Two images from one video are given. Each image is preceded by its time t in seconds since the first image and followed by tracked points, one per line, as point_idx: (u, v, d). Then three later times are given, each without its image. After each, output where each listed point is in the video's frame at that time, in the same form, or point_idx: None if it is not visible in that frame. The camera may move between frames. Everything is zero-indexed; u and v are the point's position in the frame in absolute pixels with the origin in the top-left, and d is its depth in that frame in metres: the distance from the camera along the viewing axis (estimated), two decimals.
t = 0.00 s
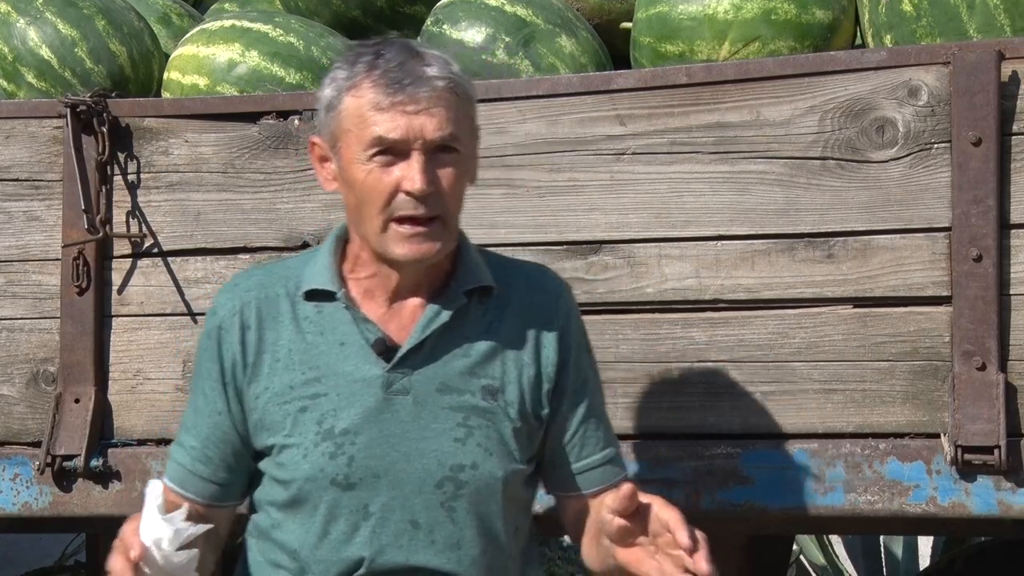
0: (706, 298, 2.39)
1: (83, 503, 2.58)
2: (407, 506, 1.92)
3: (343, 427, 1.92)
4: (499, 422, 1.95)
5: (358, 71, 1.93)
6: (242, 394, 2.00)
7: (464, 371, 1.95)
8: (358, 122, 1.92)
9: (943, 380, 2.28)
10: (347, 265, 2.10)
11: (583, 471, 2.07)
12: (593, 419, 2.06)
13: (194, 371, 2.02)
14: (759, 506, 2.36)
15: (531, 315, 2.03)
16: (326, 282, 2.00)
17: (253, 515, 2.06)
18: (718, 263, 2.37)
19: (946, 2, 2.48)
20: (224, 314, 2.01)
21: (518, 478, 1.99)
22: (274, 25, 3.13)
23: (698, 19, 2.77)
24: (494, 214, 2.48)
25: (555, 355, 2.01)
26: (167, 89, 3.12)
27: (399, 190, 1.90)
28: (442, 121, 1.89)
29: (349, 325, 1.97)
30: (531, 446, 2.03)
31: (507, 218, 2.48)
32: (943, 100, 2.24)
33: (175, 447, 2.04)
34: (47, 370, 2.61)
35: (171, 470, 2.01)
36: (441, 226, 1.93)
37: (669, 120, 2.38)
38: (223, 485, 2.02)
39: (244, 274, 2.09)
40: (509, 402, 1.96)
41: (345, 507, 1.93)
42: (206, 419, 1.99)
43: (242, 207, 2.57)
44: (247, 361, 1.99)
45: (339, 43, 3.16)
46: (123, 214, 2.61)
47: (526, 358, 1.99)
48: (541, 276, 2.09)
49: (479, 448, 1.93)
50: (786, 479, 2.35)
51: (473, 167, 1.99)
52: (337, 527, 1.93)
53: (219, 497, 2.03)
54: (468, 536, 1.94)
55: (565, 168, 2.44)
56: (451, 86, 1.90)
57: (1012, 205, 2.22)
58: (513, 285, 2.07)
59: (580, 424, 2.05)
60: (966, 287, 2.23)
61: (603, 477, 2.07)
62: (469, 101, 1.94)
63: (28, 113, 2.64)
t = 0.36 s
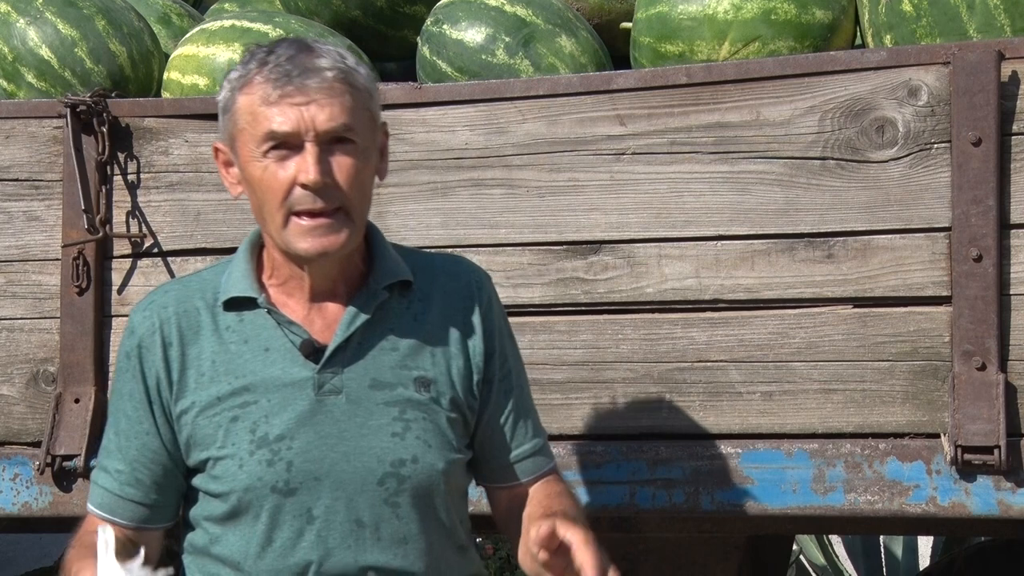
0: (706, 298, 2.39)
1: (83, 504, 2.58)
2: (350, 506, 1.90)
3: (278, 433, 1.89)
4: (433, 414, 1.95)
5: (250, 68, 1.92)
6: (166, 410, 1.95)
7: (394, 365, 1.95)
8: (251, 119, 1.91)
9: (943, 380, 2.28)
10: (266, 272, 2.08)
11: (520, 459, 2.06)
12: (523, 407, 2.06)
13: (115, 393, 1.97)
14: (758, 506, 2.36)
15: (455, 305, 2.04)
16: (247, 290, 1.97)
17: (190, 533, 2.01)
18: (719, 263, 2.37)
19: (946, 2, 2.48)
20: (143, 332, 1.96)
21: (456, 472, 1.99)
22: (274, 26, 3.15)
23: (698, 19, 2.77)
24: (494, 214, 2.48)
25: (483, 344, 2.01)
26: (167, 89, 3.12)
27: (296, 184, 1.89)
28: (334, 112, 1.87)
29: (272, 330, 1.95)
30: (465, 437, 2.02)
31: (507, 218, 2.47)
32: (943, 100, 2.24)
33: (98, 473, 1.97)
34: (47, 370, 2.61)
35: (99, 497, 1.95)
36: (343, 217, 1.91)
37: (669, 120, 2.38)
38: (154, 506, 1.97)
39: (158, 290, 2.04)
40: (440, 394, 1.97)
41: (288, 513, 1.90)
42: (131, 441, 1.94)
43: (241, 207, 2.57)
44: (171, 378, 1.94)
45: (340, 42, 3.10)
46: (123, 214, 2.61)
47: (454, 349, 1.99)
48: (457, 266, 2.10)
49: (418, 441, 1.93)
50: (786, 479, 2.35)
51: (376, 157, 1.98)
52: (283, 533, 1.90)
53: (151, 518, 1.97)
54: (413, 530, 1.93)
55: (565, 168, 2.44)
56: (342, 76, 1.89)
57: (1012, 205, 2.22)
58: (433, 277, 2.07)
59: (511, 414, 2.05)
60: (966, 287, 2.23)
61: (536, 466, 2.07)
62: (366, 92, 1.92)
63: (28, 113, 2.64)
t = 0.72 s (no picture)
0: (706, 298, 2.39)
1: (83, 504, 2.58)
2: (353, 494, 1.90)
3: (278, 422, 1.92)
4: (436, 401, 1.95)
5: (237, 70, 2.00)
6: (172, 405, 2.00)
7: (395, 353, 1.96)
8: (243, 119, 1.98)
9: (943, 380, 2.28)
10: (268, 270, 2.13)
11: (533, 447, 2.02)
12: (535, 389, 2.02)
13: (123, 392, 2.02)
14: (758, 506, 2.36)
15: (458, 294, 2.04)
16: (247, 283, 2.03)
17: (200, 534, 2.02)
18: (719, 263, 2.38)
19: (946, 2, 2.48)
20: (148, 329, 2.02)
21: (464, 460, 1.97)
22: (274, 26, 3.16)
23: (698, 19, 2.77)
24: (494, 214, 2.48)
25: (485, 329, 2.01)
26: (167, 89, 3.12)
27: (293, 178, 1.95)
28: (322, 103, 1.94)
29: (273, 322, 1.99)
30: (475, 427, 2.02)
31: (507, 218, 2.47)
32: (943, 100, 2.24)
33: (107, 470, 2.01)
34: (47, 370, 2.60)
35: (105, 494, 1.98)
36: (341, 208, 1.96)
37: (669, 120, 2.38)
38: (162, 502, 1.99)
39: (167, 289, 2.10)
40: (443, 380, 1.96)
41: (291, 502, 1.91)
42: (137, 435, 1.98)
43: (241, 207, 2.57)
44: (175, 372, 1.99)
45: (340, 42, 3.09)
46: (123, 214, 2.61)
47: (455, 335, 2.00)
48: (461, 257, 2.10)
49: (420, 427, 1.93)
50: (786, 479, 2.35)
51: (368, 149, 2.04)
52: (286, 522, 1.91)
53: (157, 515, 1.99)
54: (418, 518, 1.92)
55: (565, 167, 2.44)
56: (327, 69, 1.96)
57: (1012, 205, 2.22)
58: (438, 268, 2.07)
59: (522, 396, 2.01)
60: (966, 287, 2.23)
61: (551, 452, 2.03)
62: (351, 83, 1.99)
63: (28, 113, 2.64)
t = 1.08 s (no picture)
0: (706, 298, 2.39)
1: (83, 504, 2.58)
2: (363, 494, 1.90)
3: (289, 422, 1.92)
4: (449, 403, 1.94)
5: (256, 69, 1.99)
6: (187, 406, 2.01)
7: (407, 355, 1.96)
8: (262, 119, 1.97)
9: (943, 380, 2.28)
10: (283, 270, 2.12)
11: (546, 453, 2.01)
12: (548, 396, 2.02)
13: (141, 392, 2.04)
14: (758, 506, 2.36)
15: (472, 297, 2.03)
16: (261, 284, 2.03)
17: (214, 531, 2.04)
18: (718, 263, 2.38)
19: (946, 2, 2.48)
20: (164, 332, 2.03)
21: (476, 462, 1.97)
22: (274, 26, 3.16)
23: (698, 19, 2.77)
24: (494, 214, 2.48)
25: (500, 334, 2.00)
26: (167, 89, 3.12)
27: (309, 180, 1.94)
28: (341, 106, 1.93)
29: (285, 322, 2.00)
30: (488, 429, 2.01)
31: (507, 218, 2.47)
32: (943, 100, 2.24)
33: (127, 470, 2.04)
34: (47, 370, 2.60)
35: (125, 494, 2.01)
36: (356, 210, 1.95)
37: (669, 120, 2.38)
38: (179, 502, 2.02)
39: (182, 291, 2.11)
40: (456, 383, 1.96)
41: (301, 502, 1.90)
42: (154, 436, 2.01)
43: (242, 207, 2.57)
44: (190, 375, 2.00)
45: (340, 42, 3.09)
46: (123, 214, 2.61)
47: (470, 338, 2.00)
48: (476, 260, 2.10)
49: (431, 428, 1.92)
50: (786, 479, 2.35)
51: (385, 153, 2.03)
52: (296, 522, 1.91)
53: (176, 516, 2.03)
54: (429, 519, 1.91)
55: (565, 167, 2.44)
56: (346, 71, 1.95)
57: (1012, 205, 2.22)
58: (453, 272, 2.07)
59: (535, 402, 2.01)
60: (966, 287, 2.23)
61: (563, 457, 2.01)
62: (371, 86, 1.99)
63: (28, 113, 2.64)
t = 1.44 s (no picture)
0: (706, 298, 2.39)
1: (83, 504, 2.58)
2: (356, 489, 1.90)
3: (285, 416, 1.92)
4: (445, 400, 1.94)
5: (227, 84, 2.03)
6: (187, 397, 2.02)
7: (405, 351, 1.96)
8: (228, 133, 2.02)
9: (943, 380, 2.28)
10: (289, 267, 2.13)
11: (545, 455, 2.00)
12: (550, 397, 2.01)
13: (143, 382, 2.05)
14: (758, 506, 2.36)
15: (474, 297, 2.03)
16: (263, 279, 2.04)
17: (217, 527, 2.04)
18: (718, 263, 2.37)
19: (946, 2, 2.48)
20: (170, 323, 2.05)
21: (472, 460, 1.97)
22: (274, 26, 3.15)
23: (698, 19, 2.77)
24: (494, 214, 2.48)
25: (501, 333, 1.99)
26: (167, 89, 3.12)
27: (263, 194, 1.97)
28: (285, 122, 1.94)
29: (285, 318, 2.01)
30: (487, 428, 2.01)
31: (507, 218, 2.47)
32: (943, 100, 2.24)
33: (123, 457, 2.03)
34: (47, 370, 2.60)
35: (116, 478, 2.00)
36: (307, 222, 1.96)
37: (669, 120, 2.38)
38: (175, 492, 2.01)
39: (191, 286, 2.13)
40: (453, 380, 1.96)
41: (295, 495, 1.90)
42: (153, 424, 2.01)
43: (242, 207, 2.57)
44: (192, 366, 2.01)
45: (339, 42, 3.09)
46: (123, 214, 2.61)
47: (469, 337, 1.99)
48: (482, 262, 2.08)
49: (426, 424, 1.92)
50: (786, 479, 2.34)
51: (360, 159, 2.00)
52: (289, 515, 1.91)
53: (168, 507, 2.01)
54: (422, 515, 1.90)
55: (565, 167, 2.44)
56: (295, 85, 1.95)
57: (1012, 205, 2.22)
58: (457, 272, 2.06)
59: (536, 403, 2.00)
60: (966, 287, 2.23)
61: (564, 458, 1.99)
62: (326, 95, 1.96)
63: (28, 113, 2.64)
